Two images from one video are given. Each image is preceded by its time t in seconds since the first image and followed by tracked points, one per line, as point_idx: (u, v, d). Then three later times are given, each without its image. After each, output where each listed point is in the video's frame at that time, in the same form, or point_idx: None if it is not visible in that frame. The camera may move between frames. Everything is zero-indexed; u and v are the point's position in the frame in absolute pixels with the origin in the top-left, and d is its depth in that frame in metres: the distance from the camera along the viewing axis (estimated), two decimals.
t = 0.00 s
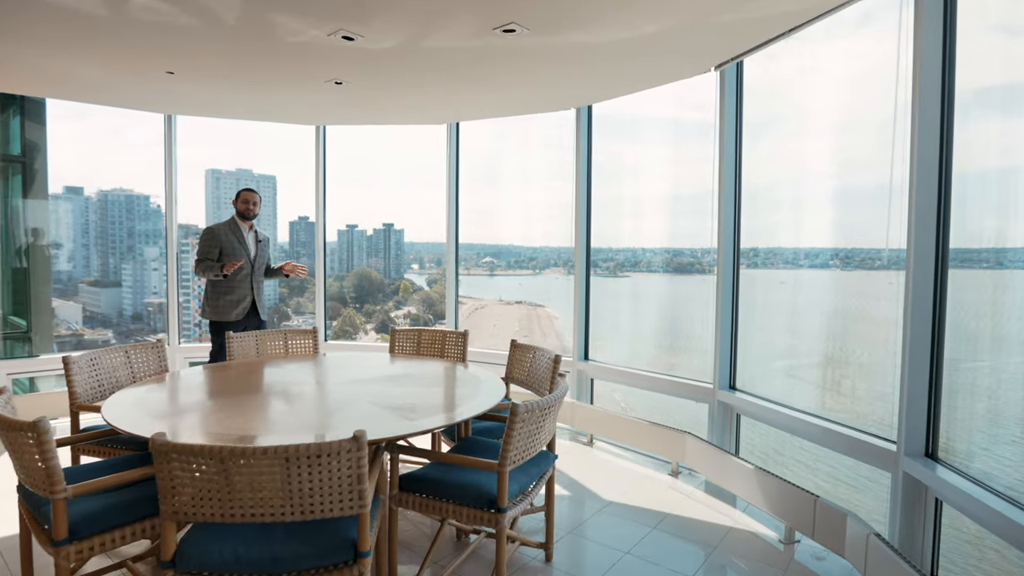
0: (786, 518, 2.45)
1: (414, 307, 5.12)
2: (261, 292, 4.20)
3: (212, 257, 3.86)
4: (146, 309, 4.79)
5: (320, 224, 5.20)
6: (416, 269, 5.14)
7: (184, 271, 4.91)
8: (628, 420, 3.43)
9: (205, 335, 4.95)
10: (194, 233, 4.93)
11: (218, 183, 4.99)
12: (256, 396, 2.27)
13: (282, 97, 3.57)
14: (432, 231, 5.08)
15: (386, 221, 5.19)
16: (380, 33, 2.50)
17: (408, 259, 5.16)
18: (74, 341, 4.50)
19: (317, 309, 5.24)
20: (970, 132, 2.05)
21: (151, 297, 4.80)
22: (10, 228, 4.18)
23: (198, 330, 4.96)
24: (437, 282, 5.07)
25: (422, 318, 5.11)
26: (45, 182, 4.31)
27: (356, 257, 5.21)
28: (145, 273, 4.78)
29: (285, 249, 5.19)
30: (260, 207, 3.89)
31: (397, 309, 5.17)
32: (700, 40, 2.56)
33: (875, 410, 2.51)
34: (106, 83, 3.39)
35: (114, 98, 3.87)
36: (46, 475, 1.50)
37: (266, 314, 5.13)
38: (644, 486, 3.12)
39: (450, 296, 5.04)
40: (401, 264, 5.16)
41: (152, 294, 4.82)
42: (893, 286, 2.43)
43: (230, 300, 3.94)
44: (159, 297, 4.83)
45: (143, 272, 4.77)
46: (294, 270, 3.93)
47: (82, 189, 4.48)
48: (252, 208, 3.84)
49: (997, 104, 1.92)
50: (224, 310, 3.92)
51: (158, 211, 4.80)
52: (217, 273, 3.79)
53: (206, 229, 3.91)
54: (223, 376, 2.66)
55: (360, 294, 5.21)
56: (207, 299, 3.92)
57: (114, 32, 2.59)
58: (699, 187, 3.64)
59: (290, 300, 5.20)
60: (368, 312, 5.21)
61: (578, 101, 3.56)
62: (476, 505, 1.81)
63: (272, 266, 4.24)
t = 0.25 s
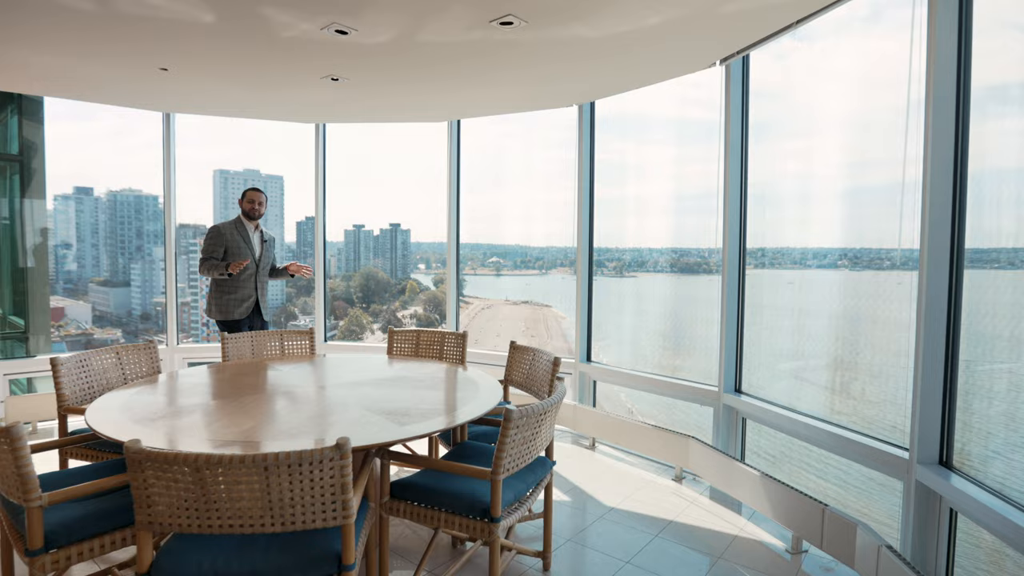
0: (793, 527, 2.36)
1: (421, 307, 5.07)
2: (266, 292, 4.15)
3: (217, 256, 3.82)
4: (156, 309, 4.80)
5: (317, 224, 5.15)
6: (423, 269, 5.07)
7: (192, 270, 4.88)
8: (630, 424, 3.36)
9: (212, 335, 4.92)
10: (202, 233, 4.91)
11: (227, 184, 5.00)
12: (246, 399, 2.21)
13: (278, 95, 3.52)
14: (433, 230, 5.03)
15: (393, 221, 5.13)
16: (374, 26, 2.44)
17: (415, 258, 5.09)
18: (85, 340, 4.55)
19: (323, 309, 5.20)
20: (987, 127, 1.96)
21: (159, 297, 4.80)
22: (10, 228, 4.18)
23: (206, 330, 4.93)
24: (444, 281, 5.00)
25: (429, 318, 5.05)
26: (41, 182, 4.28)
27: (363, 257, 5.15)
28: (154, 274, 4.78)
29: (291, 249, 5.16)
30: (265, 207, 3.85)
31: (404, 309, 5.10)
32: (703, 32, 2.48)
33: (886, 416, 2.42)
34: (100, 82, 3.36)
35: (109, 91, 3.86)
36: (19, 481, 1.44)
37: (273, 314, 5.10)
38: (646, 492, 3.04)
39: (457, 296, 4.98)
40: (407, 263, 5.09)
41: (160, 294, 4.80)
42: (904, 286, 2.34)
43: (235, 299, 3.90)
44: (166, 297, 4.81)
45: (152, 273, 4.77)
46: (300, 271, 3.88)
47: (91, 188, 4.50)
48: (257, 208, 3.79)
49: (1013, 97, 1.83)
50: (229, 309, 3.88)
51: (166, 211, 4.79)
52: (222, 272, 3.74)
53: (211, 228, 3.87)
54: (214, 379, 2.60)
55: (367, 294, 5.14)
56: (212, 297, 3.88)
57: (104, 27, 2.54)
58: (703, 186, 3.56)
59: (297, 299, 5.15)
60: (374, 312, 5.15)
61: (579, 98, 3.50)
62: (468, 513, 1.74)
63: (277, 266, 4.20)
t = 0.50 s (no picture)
0: (800, 537, 2.29)
1: (428, 308, 5.00)
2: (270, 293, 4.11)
3: (220, 257, 3.78)
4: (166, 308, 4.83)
5: (316, 222, 5.11)
6: (429, 269, 5.00)
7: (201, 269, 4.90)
8: (633, 428, 3.28)
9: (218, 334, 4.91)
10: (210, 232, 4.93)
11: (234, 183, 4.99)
12: (235, 403, 2.16)
13: (275, 92, 3.47)
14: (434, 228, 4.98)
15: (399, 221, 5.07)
16: (368, 20, 2.38)
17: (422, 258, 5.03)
18: (94, 339, 4.59)
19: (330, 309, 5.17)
20: (1004, 121, 1.88)
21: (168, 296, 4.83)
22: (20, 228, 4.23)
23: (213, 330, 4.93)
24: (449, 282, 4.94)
25: (435, 318, 4.98)
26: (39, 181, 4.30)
27: (370, 256, 5.10)
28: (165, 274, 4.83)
29: (298, 249, 5.14)
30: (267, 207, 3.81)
31: (410, 309, 5.04)
32: (704, 26, 2.41)
33: (897, 422, 2.34)
34: (92, 72, 3.34)
35: (105, 85, 3.85)
36: None
37: (279, 314, 5.06)
38: (648, 498, 2.97)
39: (463, 296, 4.92)
40: (414, 263, 5.03)
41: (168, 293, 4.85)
42: (917, 287, 2.26)
43: (239, 301, 3.87)
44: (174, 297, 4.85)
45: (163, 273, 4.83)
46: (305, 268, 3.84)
47: (100, 189, 4.56)
48: (258, 208, 3.73)
49: None
50: (233, 310, 3.84)
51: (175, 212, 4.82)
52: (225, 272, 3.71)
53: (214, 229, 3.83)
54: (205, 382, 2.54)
55: (373, 294, 5.08)
56: (216, 298, 3.85)
57: (96, 22, 2.50)
58: (707, 184, 3.48)
59: (303, 299, 5.12)
60: (381, 311, 5.08)
61: (580, 94, 3.44)
62: (459, 524, 1.68)
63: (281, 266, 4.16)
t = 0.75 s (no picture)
0: (805, 547, 2.21)
1: (434, 307, 4.95)
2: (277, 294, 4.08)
3: (224, 261, 3.72)
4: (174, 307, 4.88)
5: (316, 223, 5.11)
6: (435, 269, 4.95)
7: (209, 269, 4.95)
8: (635, 432, 3.21)
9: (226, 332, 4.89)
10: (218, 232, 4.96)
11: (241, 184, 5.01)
12: (223, 406, 2.11)
13: (267, 79, 3.41)
14: (434, 228, 4.93)
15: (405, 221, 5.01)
16: (361, 15, 2.35)
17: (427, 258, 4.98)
18: (103, 338, 4.65)
19: (336, 309, 5.14)
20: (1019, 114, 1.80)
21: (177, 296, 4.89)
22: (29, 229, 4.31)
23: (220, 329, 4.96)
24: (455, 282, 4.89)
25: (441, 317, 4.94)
26: (35, 180, 4.33)
27: (376, 256, 5.06)
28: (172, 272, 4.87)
29: (305, 248, 5.14)
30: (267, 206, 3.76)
31: (416, 308, 5.00)
32: (702, 19, 2.36)
33: (908, 428, 2.26)
34: (82, 61, 3.33)
35: (101, 83, 3.85)
36: None
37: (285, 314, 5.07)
38: (650, 504, 2.89)
39: (468, 295, 4.85)
40: (420, 263, 4.98)
41: (177, 292, 4.92)
42: (929, 289, 2.18)
43: (247, 304, 3.82)
44: (184, 296, 4.90)
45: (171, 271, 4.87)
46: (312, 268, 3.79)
47: (110, 189, 4.63)
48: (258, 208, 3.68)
49: None
50: (241, 315, 3.81)
51: (182, 211, 4.86)
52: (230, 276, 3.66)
53: (216, 232, 3.77)
54: (196, 384, 2.49)
55: (379, 294, 5.05)
56: (223, 304, 3.81)
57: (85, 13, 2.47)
58: (711, 183, 3.41)
59: (310, 299, 5.12)
60: (387, 311, 5.05)
61: (577, 89, 3.38)
62: (450, 535, 1.62)
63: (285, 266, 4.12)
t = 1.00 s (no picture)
0: (813, 557, 2.14)
1: (440, 307, 4.89)
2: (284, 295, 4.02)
3: (231, 264, 3.66)
4: (180, 307, 4.87)
5: (314, 221, 5.09)
6: (441, 269, 4.88)
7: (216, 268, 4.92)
8: (637, 436, 3.14)
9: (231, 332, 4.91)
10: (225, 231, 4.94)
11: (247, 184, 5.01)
12: (210, 410, 2.06)
13: (259, 58, 3.38)
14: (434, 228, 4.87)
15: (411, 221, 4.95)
16: (353, 10, 2.50)
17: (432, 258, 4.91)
18: (110, 338, 4.65)
19: (343, 308, 5.10)
20: None
21: (183, 296, 4.87)
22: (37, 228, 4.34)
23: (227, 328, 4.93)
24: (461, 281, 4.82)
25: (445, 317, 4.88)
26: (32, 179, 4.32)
27: (382, 256, 5.01)
28: (177, 271, 4.86)
29: (310, 248, 5.13)
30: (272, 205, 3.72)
31: (422, 308, 4.95)
32: (701, 10, 2.30)
33: (921, 436, 2.19)
34: (75, 53, 3.32)
35: (98, 81, 3.83)
36: None
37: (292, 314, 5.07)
38: (652, 509, 2.82)
39: (474, 295, 4.76)
40: (425, 263, 4.93)
41: (184, 291, 4.89)
42: (942, 291, 2.10)
43: (257, 307, 3.75)
44: (190, 296, 4.89)
45: (175, 271, 4.86)
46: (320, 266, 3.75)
47: (118, 189, 4.64)
48: (264, 205, 3.63)
49: None
50: (252, 319, 3.73)
51: (189, 210, 4.85)
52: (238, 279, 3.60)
53: (222, 234, 3.71)
54: (186, 388, 2.44)
55: (385, 293, 5.00)
56: (233, 307, 3.74)
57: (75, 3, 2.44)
58: (715, 182, 3.33)
59: (316, 298, 5.10)
60: (392, 311, 5.00)
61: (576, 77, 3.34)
62: (439, 546, 1.55)
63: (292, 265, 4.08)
